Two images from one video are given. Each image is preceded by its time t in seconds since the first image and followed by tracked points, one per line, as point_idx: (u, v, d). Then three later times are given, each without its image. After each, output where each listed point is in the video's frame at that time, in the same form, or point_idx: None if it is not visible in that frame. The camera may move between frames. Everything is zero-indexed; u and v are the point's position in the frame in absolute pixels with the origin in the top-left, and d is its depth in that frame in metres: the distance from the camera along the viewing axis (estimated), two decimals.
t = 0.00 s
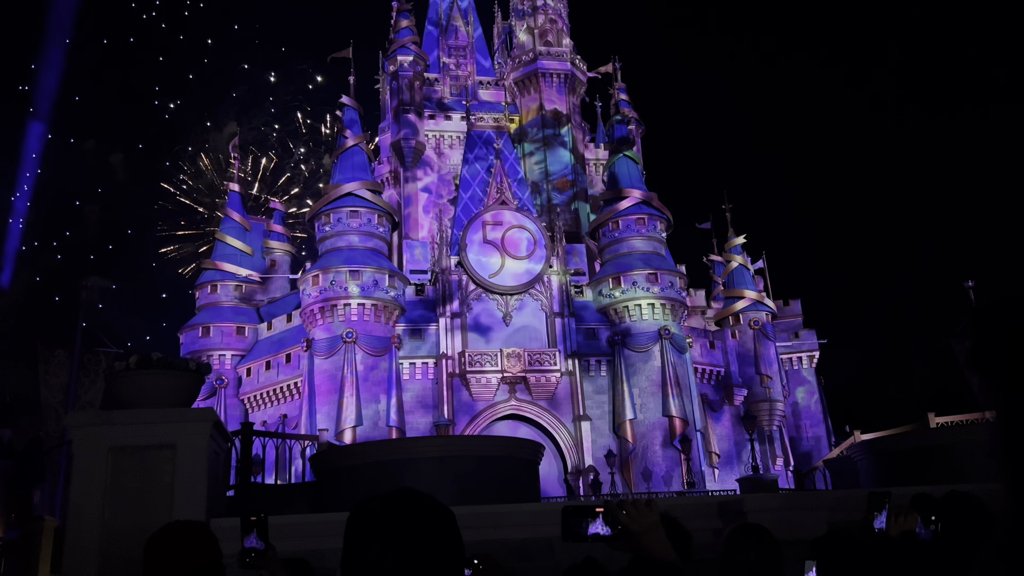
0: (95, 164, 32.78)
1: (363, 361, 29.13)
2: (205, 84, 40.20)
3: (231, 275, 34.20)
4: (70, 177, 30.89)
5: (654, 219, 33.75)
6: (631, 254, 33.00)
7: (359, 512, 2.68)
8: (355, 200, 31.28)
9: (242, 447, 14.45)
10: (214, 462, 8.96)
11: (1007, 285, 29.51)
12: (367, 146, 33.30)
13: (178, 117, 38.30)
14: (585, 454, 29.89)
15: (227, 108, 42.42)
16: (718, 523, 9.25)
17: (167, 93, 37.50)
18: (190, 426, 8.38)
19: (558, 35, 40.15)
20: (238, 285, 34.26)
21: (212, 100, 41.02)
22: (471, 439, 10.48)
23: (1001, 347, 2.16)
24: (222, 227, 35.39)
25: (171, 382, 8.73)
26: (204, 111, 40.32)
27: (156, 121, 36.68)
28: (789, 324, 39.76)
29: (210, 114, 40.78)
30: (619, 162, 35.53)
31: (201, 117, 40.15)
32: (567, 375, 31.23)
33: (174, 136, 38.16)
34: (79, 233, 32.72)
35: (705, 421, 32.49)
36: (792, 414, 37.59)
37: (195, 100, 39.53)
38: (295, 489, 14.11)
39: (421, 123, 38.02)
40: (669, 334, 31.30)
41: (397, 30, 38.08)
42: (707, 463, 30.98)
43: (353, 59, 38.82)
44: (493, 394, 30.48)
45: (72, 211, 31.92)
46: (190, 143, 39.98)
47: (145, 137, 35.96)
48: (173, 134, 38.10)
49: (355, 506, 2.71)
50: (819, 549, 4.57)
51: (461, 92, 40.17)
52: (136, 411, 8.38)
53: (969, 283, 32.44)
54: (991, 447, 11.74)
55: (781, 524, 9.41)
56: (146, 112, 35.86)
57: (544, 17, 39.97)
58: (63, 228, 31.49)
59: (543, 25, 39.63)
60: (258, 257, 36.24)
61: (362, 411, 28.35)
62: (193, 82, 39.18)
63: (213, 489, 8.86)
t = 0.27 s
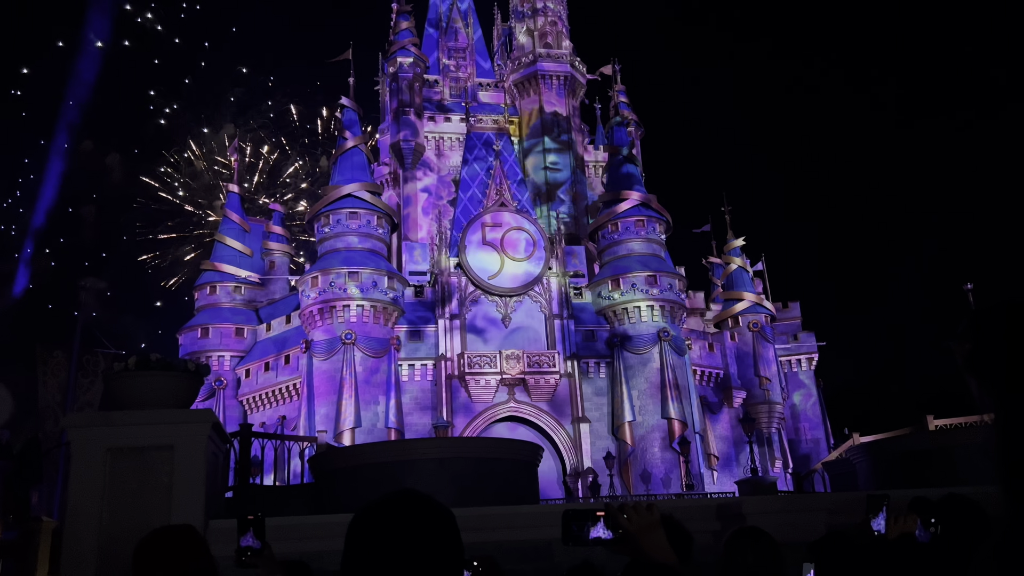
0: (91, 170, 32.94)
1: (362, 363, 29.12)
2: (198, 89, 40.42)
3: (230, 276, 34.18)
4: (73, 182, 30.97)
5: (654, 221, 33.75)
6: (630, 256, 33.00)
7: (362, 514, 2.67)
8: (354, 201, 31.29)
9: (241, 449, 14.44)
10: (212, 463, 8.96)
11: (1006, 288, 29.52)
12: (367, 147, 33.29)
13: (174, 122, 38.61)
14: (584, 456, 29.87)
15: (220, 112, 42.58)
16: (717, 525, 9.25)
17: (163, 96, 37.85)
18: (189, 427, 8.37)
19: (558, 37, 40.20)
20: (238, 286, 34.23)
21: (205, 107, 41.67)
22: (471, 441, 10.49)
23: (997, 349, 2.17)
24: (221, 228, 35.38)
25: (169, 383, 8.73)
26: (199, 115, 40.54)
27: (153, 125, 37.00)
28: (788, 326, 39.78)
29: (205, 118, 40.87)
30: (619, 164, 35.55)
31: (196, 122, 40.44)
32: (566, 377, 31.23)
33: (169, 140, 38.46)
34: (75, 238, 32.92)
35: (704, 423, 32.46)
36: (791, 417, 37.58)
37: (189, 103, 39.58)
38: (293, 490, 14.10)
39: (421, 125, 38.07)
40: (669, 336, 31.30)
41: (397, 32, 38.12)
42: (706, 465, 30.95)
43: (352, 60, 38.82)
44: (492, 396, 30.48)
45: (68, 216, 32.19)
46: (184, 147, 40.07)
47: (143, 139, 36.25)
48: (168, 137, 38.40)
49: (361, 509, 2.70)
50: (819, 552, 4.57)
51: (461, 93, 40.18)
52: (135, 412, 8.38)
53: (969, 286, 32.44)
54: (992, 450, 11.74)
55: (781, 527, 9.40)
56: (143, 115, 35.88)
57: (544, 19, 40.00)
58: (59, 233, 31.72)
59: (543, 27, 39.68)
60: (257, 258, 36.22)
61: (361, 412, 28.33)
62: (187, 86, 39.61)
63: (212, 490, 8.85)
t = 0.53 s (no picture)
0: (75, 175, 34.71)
1: (360, 365, 29.13)
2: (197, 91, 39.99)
3: (230, 279, 34.14)
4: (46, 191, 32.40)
5: (653, 225, 33.76)
6: (630, 260, 33.00)
7: (363, 518, 2.66)
8: (353, 205, 31.31)
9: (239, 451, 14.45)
10: (210, 467, 8.96)
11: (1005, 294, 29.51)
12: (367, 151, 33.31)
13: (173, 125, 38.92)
14: (582, 459, 29.84)
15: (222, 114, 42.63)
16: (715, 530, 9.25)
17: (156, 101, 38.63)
18: (188, 430, 8.38)
19: (558, 41, 40.24)
20: (237, 288, 34.21)
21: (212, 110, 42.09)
22: (470, 444, 10.49)
23: (1001, 354, 2.16)
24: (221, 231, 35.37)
25: (169, 386, 8.74)
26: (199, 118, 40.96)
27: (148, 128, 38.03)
28: (788, 330, 39.78)
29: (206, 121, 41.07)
30: (618, 168, 35.56)
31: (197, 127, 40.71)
32: (565, 381, 31.21)
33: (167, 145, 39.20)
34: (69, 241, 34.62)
35: (703, 428, 32.42)
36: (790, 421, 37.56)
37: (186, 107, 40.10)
38: (292, 493, 14.08)
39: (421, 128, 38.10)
40: (668, 340, 31.32)
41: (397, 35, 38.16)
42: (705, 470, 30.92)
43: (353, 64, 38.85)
44: (491, 400, 30.46)
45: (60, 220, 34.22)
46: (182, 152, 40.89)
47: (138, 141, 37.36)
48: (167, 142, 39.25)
49: (361, 511, 2.69)
50: (820, 558, 4.56)
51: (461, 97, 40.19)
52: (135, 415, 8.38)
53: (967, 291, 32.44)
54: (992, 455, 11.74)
55: (781, 531, 9.40)
56: (135, 120, 37.77)
57: (545, 23, 40.08)
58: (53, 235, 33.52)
59: (543, 31, 39.73)
60: (256, 261, 36.20)
61: (360, 415, 28.30)
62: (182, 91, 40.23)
63: (209, 494, 8.85)
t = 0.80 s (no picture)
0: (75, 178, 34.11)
1: (360, 370, 29.09)
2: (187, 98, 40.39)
3: (230, 283, 34.11)
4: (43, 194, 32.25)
5: (653, 230, 33.78)
6: (630, 265, 32.99)
7: (360, 523, 2.65)
8: (354, 209, 31.32)
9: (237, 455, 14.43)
10: (209, 471, 8.93)
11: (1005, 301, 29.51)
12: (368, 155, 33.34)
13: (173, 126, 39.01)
14: (581, 465, 29.80)
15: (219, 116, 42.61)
16: (714, 537, 9.22)
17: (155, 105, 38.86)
18: (187, 434, 8.37)
19: (559, 46, 40.31)
20: (237, 292, 34.19)
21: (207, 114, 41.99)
22: (469, 449, 10.46)
23: (1000, 361, 2.15)
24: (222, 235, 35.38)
25: (168, 390, 8.73)
26: (199, 120, 40.98)
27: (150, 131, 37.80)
28: (787, 336, 39.76)
29: (205, 123, 41.13)
30: (619, 174, 35.57)
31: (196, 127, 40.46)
32: (565, 387, 31.18)
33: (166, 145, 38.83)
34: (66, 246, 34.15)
35: (703, 434, 32.38)
36: (790, 428, 37.51)
37: (185, 110, 40.19)
38: (290, 498, 14.04)
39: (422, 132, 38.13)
40: (668, 346, 31.32)
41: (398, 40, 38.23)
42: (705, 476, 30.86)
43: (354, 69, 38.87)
44: (493, 406, 30.46)
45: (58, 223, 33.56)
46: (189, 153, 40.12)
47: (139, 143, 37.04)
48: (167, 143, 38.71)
49: (359, 517, 2.68)
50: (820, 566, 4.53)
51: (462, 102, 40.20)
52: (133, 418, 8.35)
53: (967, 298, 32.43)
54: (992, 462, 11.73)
55: (780, 538, 9.39)
56: (135, 124, 37.62)
57: (546, 29, 40.14)
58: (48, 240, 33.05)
59: (544, 36, 39.82)
60: (256, 265, 36.19)
61: (359, 420, 28.24)
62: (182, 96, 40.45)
63: (208, 499, 8.82)
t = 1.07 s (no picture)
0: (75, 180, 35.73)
1: (359, 375, 29.05)
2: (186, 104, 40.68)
3: (231, 286, 34.11)
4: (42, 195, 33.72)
5: (654, 237, 33.79)
6: (630, 271, 32.99)
7: (356, 529, 2.65)
8: (355, 214, 31.32)
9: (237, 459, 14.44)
10: (208, 474, 8.93)
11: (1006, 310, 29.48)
12: (369, 160, 33.38)
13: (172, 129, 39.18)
14: (580, 471, 29.75)
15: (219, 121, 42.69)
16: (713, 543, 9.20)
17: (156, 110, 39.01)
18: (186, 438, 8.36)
19: (561, 53, 40.41)
20: (237, 296, 34.19)
21: (207, 120, 42.43)
22: (469, 455, 10.44)
23: (996, 382, 2.16)
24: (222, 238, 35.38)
25: (169, 393, 8.73)
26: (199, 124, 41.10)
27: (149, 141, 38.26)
28: (788, 344, 39.73)
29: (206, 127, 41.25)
30: (620, 180, 35.59)
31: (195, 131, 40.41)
32: (564, 392, 31.17)
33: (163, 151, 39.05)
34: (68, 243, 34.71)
35: (703, 441, 32.33)
36: (790, 435, 37.45)
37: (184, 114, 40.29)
38: (290, 502, 14.02)
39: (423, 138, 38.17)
40: (668, 352, 31.30)
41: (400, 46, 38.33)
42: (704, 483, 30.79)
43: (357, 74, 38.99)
44: (493, 411, 30.42)
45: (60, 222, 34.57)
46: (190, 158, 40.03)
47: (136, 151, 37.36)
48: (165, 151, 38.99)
49: (355, 524, 2.67)
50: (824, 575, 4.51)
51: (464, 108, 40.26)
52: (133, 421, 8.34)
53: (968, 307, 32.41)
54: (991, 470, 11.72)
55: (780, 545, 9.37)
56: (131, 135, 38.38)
57: (548, 36, 40.26)
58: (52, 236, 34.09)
59: (546, 43, 39.92)
60: (257, 269, 36.19)
61: (359, 425, 28.20)
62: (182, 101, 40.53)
63: (207, 503, 8.82)
